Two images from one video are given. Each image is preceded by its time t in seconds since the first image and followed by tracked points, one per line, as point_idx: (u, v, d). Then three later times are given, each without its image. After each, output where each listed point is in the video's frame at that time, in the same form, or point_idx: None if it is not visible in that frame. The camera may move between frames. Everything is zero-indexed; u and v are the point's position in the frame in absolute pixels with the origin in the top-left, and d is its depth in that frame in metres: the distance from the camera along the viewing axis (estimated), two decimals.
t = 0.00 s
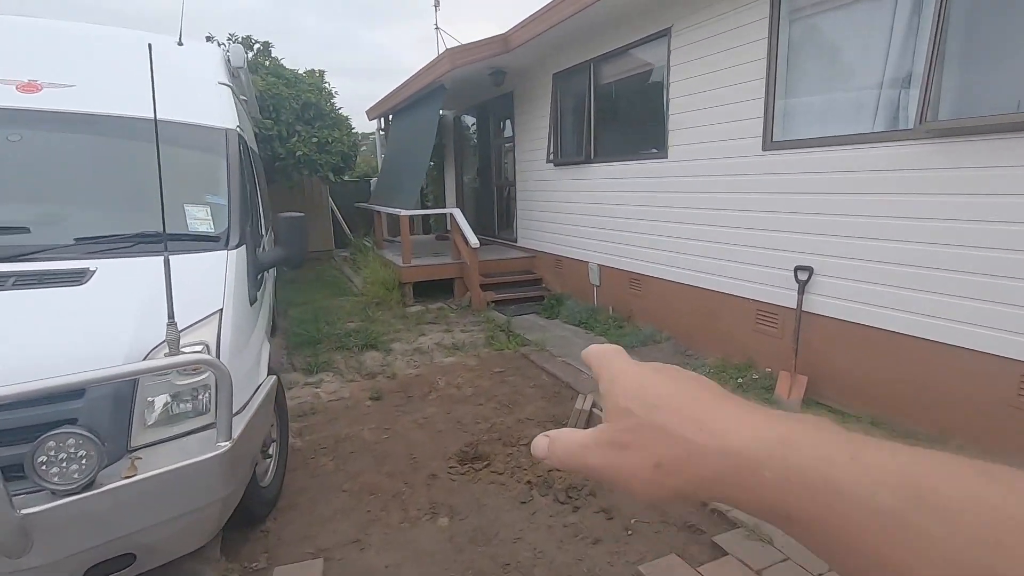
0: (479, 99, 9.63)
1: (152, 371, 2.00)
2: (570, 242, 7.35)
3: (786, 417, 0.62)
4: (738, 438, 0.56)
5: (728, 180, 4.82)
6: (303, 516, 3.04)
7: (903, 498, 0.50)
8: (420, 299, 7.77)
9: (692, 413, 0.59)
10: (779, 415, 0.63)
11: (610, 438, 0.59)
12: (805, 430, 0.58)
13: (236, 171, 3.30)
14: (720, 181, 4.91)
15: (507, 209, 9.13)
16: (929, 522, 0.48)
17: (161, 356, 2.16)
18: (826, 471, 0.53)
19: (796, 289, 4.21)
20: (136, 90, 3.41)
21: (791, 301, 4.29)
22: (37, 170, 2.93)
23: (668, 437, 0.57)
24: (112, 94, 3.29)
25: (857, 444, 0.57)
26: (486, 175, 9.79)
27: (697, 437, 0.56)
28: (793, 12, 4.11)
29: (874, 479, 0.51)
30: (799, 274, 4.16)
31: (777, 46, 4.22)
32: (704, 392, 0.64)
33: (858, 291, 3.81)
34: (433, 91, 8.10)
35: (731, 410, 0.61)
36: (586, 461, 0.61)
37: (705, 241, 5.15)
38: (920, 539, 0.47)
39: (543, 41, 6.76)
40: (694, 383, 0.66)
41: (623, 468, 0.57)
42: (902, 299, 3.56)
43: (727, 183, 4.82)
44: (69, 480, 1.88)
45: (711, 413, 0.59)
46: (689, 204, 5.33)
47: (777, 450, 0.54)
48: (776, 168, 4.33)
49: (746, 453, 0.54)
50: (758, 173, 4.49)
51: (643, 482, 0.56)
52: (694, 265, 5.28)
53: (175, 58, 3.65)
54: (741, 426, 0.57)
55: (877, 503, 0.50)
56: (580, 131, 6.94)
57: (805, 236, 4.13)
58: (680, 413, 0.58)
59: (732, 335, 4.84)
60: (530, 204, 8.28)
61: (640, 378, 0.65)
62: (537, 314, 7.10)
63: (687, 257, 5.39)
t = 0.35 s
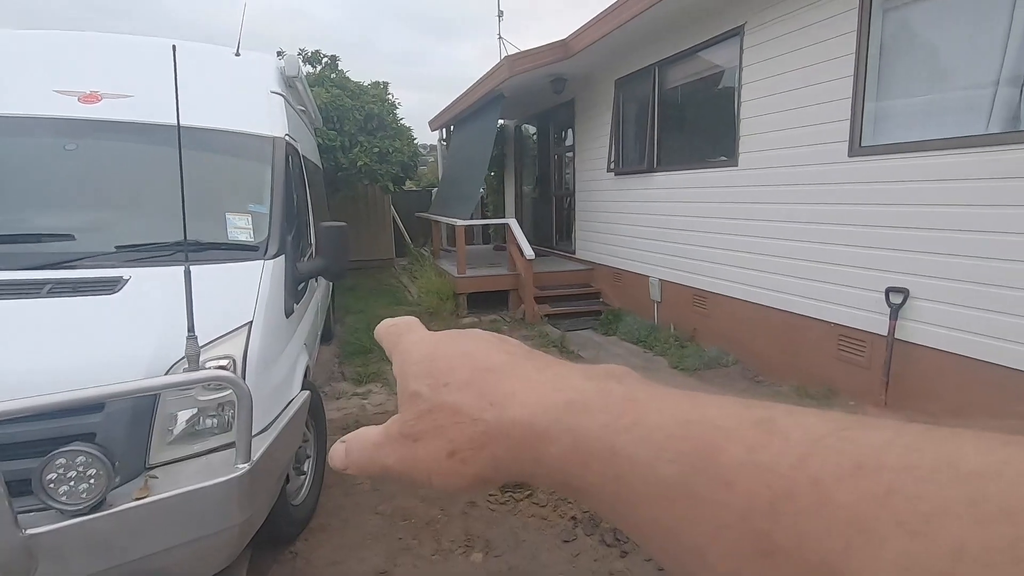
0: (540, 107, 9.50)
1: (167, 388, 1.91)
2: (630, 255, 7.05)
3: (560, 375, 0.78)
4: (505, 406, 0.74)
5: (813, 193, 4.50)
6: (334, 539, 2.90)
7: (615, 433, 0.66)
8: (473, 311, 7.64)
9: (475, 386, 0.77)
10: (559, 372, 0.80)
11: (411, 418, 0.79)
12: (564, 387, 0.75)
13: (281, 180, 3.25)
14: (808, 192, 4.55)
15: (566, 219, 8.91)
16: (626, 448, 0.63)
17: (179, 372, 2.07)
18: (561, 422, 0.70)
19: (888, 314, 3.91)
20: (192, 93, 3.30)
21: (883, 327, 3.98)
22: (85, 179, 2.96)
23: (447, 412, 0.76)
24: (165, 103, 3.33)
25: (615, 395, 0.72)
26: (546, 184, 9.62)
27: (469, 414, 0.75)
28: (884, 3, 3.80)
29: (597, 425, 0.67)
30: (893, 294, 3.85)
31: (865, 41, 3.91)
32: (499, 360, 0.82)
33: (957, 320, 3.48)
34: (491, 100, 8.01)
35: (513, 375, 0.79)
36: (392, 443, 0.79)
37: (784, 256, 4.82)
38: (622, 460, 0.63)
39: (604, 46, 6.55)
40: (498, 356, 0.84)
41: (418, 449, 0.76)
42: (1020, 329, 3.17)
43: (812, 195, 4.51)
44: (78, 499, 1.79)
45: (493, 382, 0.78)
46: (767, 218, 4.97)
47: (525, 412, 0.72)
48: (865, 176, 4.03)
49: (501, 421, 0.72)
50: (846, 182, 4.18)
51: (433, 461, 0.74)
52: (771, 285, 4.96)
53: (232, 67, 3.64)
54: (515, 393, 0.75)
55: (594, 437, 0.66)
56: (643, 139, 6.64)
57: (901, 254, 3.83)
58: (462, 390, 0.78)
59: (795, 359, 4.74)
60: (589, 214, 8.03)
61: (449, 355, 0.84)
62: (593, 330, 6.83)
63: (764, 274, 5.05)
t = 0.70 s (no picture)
0: (586, 115, 9.34)
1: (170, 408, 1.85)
2: (676, 269, 6.78)
3: (561, 373, 0.85)
4: (508, 403, 0.81)
5: (877, 209, 4.16)
6: (348, 562, 2.80)
7: (601, 437, 0.72)
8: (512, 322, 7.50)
9: (483, 382, 0.85)
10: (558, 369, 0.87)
11: (427, 409, 0.88)
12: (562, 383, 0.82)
13: (307, 191, 3.20)
14: (870, 206, 4.22)
15: (611, 229, 8.69)
16: (610, 453, 0.70)
17: (181, 391, 1.99)
18: (552, 424, 0.76)
19: (965, 346, 3.56)
20: (225, 102, 3.29)
21: (959, 361, 3.63)
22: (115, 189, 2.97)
23: (456, 408, 0.85)
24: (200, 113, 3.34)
25: (609, 400, 0.77)
26: (591, 193, 9.43)
27: (474, 411, 0.82)
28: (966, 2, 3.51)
29: (587, 428, 0.74)
30: (977, 325, 3.48)
31: (941, 41, 3.61)
32: (507, 356, 0.89)
33: None
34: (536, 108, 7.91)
35: (521, 375, 0.85)
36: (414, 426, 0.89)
37: (843, 276, 4.49)
38: (605, 466, 0.70)
39: (652, 51, 6.34)
40: (507, 348, 0.91)
41: (433, 436, 0.86)
42: None
43: (875, 212, 4.18)
44: (72, 521, 1.75)
45: (500, 379, 0.84)
46: (826, 234, 4.63)
47: (526, 410, 0.79)
48: (937, 191, 3.70)
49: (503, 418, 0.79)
50: (915, 198, 3.85)
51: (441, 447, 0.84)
52: (828, 306, 4.64)
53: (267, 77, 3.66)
54: (517, 391, 0.82)
55: (583, 438, 0.73)
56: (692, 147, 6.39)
57: (979, 278, 3.49)
58: (471, 388, 0.85)
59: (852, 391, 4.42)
60: (634, 225, 7.80)
61: (462, 349, 0.91)
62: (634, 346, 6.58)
63: (819, 294, 4.73)
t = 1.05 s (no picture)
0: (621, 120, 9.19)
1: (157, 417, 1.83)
2: (709, 278, 6.58)
3: (520, 400, 0.82)
4: (475, 453, 0.78)
5: (923, 219, 3.91)
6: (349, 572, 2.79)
7: (564, 486, 0.73)
8: (540, 330, 7.44)
9: (450, 428, 0.81)
10: (517, 395, 0.83)
11: (397, 455, 0.85)
12: (521, 417, 0.80)
13: (321, 198, 3.22)
14: (916, 215, 3.96)
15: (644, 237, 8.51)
16: (583, 503, 0.71)
17: (175, 398, 1.99)
18: (521, 473, 0.75)
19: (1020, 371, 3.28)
20: (242, 115, 3.38)
21: (1011, 387, 3.36)
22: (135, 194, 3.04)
23: (426, 456, 0.82)
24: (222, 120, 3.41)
25: (582, 439, 0.76)
26: (625, 199, 9.27)
27: (447, 460, 0.80)
28: None
29: (554, 477, 0.73)
30: None
31: (996, 40, 3.37)
32: (465, 391, 0.83)
33: None
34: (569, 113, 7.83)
35: (486, 412, 0.81)
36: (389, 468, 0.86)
37: (885, 289, 4.24)
38: (581, 515, 0.71)
39: (686, 53, 6.17)
40: (466, 378, 0.85)
41: (411, 484, 0.84)
42: None
43: (921, 222, 3.93)
44: (58, 525, 1.76)
45: (463, 420, 0.81)
46: (868, 245, 4.38)
47: (496, 458, 0.77)
48: (990, 201, 3.46)
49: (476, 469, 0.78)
50: (966, 207, 3.60)
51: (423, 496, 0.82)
52: (868, 321, 4.39)
53: (288, 86, 3.73)
54: (480, 439, 0.78)
55: (552, 485, 0.73)
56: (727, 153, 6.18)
57: None
58: (438, 438, 0.81)
59: (898, 416, 4.09)
60: (667, 233, 7.61)
61: (422, 387, 0.85)
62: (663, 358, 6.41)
63: (859, 308, 4.48)
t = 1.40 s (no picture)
0: (656, 123, 9.07)
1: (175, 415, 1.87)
2: (744, 285, 6.42)
3: (666, 403, 0.81)
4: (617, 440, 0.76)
5: (970, 225, 3.73)
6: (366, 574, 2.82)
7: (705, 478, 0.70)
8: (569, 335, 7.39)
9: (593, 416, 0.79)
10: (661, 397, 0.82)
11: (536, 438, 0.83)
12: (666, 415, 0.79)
13: (346, 201, 3.27)
14: (962, 221, 3.78)
15: (677, 241, 8.38)
16: (722, 497, 0.69)
17: (194, 398, 2.04)
18: (660, 463, 0.73)
19: None
20: (273, 119, 3.45)
21: None
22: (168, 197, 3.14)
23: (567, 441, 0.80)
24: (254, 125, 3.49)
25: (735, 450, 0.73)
26: (658, 203, 9.15)
27: (585, 445, 0.78)
28: None
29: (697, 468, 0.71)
30: None
31: None
32: (614, 389, 0.83)
33: None
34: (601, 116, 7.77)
35: (629, 408, 0.80)
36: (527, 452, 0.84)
37: (927, 299, 4.06)
38: (722, 522, 0.68)
39: (722, 54, 6.05)
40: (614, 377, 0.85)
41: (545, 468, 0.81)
42: None
43: (968, 229, 3.74)
44: (82, 518, 1.83)
45: (609, 412, 0.80)
46: (910, 252, 4.20)
47: (642, 447, 0.74)
48: None
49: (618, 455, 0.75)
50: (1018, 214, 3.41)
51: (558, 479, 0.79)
52: (908, 332, 4.21)
53: (319, 92, 3.80)
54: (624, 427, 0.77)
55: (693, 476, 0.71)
56: (763, 156, 6.03)
57: None
58: (581, 424, 0.80)
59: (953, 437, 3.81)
60: (701, 238, 7.47)
61: (570, 379, 0.85)
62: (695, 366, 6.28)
63: (899, 318, 4.30)
